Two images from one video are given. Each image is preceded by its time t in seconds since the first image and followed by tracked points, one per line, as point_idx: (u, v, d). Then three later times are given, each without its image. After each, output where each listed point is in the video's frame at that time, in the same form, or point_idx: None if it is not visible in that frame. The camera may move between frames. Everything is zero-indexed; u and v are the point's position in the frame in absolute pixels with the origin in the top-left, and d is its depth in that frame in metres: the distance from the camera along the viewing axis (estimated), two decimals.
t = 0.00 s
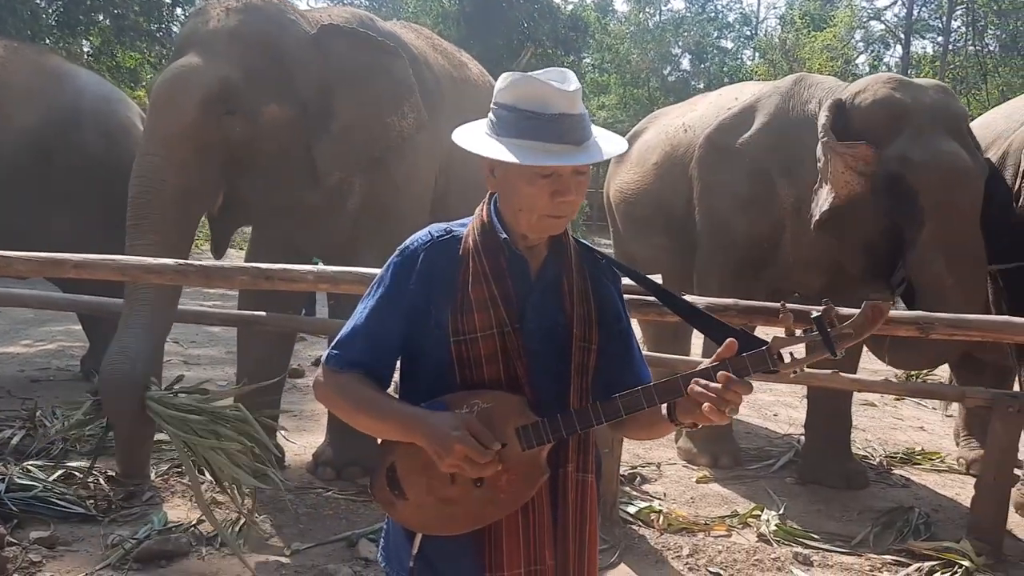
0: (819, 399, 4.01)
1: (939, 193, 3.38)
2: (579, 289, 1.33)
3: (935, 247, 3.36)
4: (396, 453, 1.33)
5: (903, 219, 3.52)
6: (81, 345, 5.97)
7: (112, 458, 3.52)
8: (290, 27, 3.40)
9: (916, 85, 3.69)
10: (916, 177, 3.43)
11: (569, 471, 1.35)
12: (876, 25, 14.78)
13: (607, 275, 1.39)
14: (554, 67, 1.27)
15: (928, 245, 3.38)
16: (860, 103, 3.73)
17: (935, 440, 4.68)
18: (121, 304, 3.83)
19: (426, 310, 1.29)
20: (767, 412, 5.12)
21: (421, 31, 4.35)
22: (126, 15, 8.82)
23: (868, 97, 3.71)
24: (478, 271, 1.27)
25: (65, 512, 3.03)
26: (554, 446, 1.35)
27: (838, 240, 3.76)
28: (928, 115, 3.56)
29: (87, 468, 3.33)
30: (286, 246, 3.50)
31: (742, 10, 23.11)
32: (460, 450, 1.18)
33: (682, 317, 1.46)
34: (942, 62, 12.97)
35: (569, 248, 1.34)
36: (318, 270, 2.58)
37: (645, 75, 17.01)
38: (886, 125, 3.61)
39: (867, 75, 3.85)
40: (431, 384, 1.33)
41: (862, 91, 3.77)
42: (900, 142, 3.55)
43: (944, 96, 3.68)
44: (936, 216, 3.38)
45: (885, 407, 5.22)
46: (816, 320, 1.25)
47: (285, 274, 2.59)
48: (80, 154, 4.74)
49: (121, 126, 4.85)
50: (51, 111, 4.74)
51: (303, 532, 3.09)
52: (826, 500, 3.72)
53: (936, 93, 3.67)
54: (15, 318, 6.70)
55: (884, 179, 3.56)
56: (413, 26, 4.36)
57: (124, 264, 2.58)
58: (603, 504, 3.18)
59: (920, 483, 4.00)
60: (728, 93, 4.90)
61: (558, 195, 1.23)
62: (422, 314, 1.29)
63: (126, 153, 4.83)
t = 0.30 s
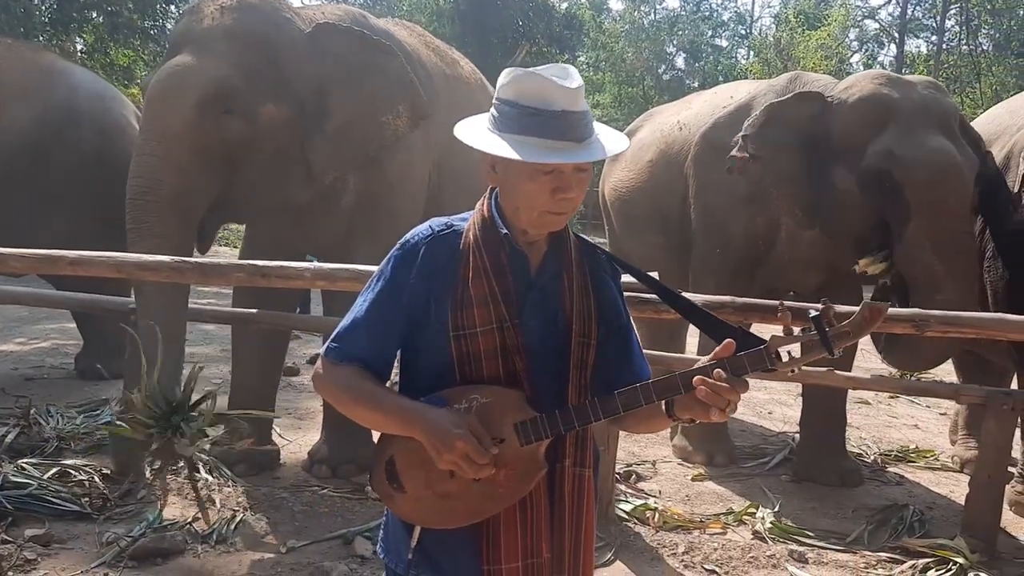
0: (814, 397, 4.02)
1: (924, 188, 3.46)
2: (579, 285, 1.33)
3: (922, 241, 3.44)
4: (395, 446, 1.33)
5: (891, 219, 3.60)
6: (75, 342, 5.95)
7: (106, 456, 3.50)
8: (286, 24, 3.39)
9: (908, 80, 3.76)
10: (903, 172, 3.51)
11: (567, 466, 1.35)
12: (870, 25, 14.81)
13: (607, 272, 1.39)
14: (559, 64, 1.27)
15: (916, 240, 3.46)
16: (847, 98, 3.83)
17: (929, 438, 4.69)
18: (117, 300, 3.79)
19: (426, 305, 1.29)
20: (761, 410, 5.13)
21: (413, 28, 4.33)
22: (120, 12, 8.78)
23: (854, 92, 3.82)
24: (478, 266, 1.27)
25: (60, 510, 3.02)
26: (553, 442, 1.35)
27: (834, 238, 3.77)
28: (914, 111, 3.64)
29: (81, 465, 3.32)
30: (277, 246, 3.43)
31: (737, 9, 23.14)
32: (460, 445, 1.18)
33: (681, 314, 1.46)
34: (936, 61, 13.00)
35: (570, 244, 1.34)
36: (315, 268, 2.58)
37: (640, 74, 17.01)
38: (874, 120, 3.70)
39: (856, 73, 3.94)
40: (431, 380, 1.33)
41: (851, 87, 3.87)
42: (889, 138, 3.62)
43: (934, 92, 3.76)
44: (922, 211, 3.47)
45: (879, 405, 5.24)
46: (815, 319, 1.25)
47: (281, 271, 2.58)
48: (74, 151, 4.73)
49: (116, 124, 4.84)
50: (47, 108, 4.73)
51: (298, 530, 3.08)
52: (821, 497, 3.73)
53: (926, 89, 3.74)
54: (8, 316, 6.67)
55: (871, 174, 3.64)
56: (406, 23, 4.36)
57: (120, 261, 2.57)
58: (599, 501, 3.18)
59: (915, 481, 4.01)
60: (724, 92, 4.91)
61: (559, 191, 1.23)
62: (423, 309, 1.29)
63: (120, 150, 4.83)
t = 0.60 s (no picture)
0: (809, 395, 4.03)
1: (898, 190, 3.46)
2: (579, 282, 1.33)
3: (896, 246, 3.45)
4: (396, 441, 1.33)
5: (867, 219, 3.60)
6: (70, 340, 5.93)
7: (102, 453, 3.50)
8: (282, 22, 3.38)
9: (890, 80, 3.74)
10: (879, 172, 3.50)
11: (566, 462, 1.36)
12: (865, 24, 14.84)
13: (608, 269, 1.39)
14: (562, 61, 1.27)
15: (891, 244, 3.46)
16: (825, 101, 3.85)
17: (923, 435, 4.71)
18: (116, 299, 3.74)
19: (427, 301, 1.29)
20: (757, 408, 5.14)
21: (404, 25, 4.33)
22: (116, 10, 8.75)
23: (832, 96, 3.84)
24: (479, 262, 1.27)
25: (56, 507, 3.01)
26: (552, 438, 1.36)
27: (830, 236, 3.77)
28: (892, 111, 3.63)
29: (78, 463, 3.31)
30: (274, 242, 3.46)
31: (733, 7, 23.18)
32: (459, 442, 1.18)
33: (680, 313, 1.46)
34: (932, 60, 13.01)
35: (571, 241, 1.35)
36: (312, 265, 2.57)
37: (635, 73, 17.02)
38: (853, 121, 3.71)
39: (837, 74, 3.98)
40: (432, 376, 1.33)
41: (830, 91, 3.89)
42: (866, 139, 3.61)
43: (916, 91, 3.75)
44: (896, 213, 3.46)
45: (875, 403, 5.25)
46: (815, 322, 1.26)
47: (278, 268, 2.57)
48: (71, 147, 4.72)
49: (112, 121, 4.86)
50: (43, 104, 4.73)
51: (294, 528, 3.07)
52: (816, 495, 3.75)
53: (907, 88, 3.72)
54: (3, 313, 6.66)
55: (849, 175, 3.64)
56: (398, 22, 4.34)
57: (116, 258, 2.57)
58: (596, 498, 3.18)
59: (910, 479, 4.02)
60: (720, 91, 4.92)
61: (561, 189, 1.23)
62: (425, 306, 1.30)
63: (116, 147, 4.84)
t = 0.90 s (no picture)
0: (804, 394, 4.03)
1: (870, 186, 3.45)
2: (578, 282, 1.33)
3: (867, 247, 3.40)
4: (395, 439, 1.33)
5: (842, 218, 3.59)
6: (65, 339, 5.91)
7: (97, 452, 3.49)
8: (275, 30, 3.36)
9: (868, 81, 3.82)
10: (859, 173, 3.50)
11: (564, 462, 1.36)
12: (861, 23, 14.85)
13: (607, 268, 1.39)
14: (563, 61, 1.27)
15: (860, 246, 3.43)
16: (806, 101, 3.92)
17: (918, 434, 4.72)
18: (110, 297, 3.72)
19: (426, 300, 1.29)
20: (752, 406, 5.15)
21: (394, 26, 4.30)
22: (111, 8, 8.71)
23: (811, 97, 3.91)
24: (478, 261, 1.27)
25: (51, 507, 3.00)
26: (550, 437, 1.36)
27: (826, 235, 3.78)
28: (872, 110, 3.69)
29: (73, 461, 3.30)
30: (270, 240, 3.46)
31: (728, 7, 23.21)
32: (457, 445, 1.18)
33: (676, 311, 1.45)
34: (926, 59, 13.02)
35: (570, 241, 1.35)
36: (308, 263, 2.56)
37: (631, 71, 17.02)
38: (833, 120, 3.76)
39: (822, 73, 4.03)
40: (431, 376, 1.33)
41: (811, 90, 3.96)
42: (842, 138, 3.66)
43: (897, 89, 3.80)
44: (868, 211, 3.44)
45: (870, 402, 5.27)
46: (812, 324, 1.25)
47: (274, 267, 2.56)
48: (65, 145, 4.70)
49: (107, 119, 4.83)
50: (37, 102, 4.71)
51: (290, 527, 3.07)
52: (811, 493, 3.75)
53: (889, 88, 3.78)
54: None
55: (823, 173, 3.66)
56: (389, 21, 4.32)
57: (112, 256, 2.56)
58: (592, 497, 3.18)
59: (905, 477, 4.03)
60: (716, 91, 4.92)
61: (560, 190, 1.23)
62: (424, 305, 1.30)
63: (112, 145, 4.81)
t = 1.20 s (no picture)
0: (800, 393, 4.04)
1: (847, 185, 3.57)
2: (575, 281, 1.33)
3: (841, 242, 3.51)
4: (391, 438, 1.33)
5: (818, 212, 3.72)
6: (60, 337, 5.89)
7: (93, 451, 3.48)
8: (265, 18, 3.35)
9: (851, 77, 3.86)
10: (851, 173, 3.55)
11: (560, 460, 1.35)
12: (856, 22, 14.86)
13: (604, 267, 1.39)
14: (561, 60, 1.27)
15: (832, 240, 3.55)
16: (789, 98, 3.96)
17: (913, 433, 4.73)
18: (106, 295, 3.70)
19: (422, 298, 1.29)
20: (748, 405, 5.15)
21: (382, 26, 4.30)
22: (105, 6, 8.68)
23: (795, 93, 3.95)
24: (475, 259, 1.27)
25: (46, 505, 2.99)
26: (546, 436, 1.36)
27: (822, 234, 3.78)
28: (855, 108, 3.75)
29: (68, 460, 3.29)
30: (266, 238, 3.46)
31: (724, 6, 23.23)
32: (453, 443, 1.17)
33: (672, 310, 1.45)
34: (922, 59, 13.03)
35: (567, 239, 1.35)
36: (304, 262, 2.56)
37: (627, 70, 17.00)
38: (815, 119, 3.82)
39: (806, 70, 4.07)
40: (427, 374, 1.33)
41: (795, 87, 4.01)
42: (822, 134, 3.75)
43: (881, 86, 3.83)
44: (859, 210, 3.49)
45: (866, 401, 5.28)
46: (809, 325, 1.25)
47: (269, 265, 2.56)
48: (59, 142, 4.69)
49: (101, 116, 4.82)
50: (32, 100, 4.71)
51: (285, 526, 3.06)
52: (807, 492, 3.76)
53: (872, 85, 3.82)
54: None
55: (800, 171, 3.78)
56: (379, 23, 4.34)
57: (107, 254, 2.55)
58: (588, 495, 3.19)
59: (900, 476, 4.03)
60: (710, 90, 4.93)
61: (557, 188, 1.23)
62: (420, 303, 1.29)
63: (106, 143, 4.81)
